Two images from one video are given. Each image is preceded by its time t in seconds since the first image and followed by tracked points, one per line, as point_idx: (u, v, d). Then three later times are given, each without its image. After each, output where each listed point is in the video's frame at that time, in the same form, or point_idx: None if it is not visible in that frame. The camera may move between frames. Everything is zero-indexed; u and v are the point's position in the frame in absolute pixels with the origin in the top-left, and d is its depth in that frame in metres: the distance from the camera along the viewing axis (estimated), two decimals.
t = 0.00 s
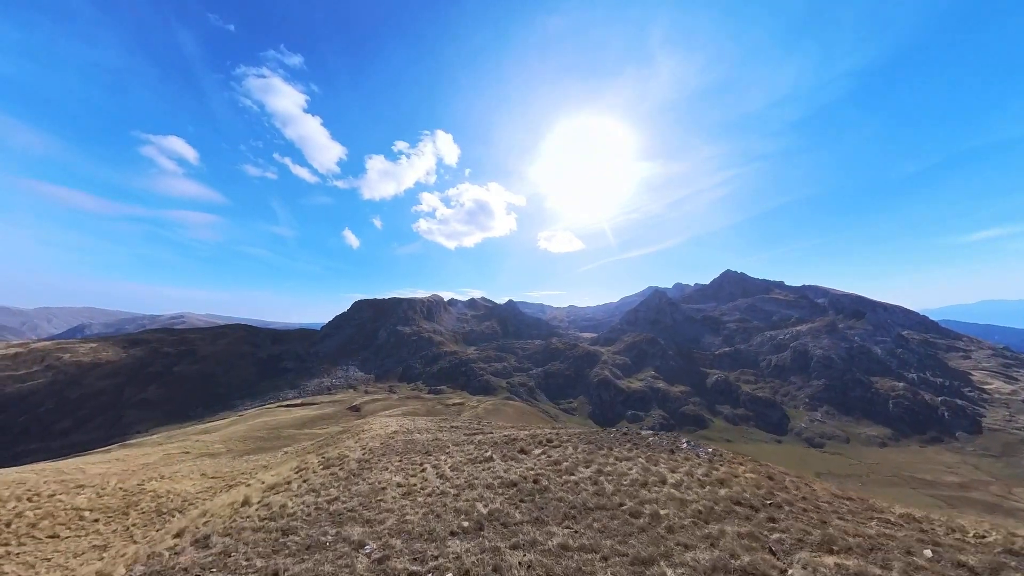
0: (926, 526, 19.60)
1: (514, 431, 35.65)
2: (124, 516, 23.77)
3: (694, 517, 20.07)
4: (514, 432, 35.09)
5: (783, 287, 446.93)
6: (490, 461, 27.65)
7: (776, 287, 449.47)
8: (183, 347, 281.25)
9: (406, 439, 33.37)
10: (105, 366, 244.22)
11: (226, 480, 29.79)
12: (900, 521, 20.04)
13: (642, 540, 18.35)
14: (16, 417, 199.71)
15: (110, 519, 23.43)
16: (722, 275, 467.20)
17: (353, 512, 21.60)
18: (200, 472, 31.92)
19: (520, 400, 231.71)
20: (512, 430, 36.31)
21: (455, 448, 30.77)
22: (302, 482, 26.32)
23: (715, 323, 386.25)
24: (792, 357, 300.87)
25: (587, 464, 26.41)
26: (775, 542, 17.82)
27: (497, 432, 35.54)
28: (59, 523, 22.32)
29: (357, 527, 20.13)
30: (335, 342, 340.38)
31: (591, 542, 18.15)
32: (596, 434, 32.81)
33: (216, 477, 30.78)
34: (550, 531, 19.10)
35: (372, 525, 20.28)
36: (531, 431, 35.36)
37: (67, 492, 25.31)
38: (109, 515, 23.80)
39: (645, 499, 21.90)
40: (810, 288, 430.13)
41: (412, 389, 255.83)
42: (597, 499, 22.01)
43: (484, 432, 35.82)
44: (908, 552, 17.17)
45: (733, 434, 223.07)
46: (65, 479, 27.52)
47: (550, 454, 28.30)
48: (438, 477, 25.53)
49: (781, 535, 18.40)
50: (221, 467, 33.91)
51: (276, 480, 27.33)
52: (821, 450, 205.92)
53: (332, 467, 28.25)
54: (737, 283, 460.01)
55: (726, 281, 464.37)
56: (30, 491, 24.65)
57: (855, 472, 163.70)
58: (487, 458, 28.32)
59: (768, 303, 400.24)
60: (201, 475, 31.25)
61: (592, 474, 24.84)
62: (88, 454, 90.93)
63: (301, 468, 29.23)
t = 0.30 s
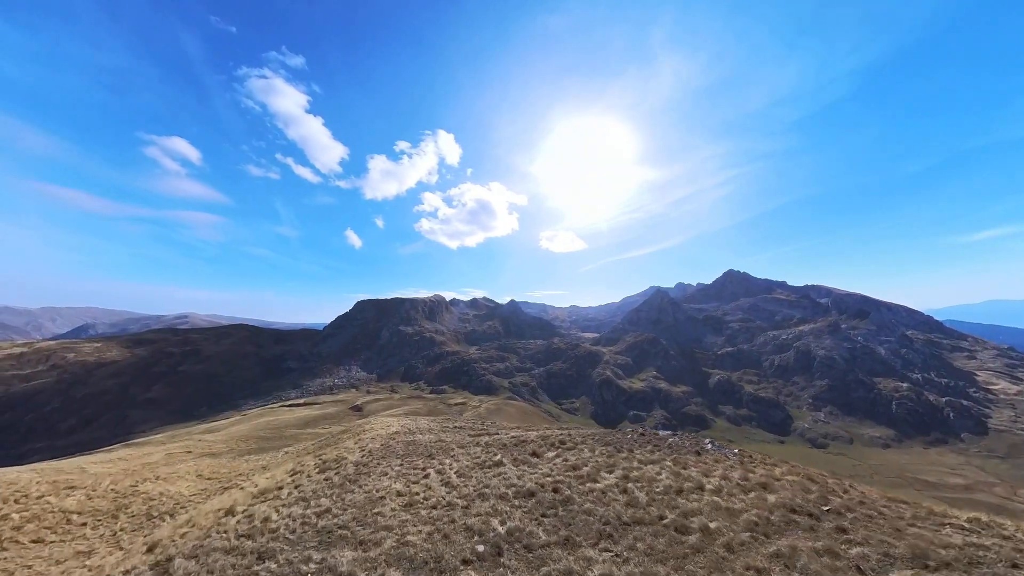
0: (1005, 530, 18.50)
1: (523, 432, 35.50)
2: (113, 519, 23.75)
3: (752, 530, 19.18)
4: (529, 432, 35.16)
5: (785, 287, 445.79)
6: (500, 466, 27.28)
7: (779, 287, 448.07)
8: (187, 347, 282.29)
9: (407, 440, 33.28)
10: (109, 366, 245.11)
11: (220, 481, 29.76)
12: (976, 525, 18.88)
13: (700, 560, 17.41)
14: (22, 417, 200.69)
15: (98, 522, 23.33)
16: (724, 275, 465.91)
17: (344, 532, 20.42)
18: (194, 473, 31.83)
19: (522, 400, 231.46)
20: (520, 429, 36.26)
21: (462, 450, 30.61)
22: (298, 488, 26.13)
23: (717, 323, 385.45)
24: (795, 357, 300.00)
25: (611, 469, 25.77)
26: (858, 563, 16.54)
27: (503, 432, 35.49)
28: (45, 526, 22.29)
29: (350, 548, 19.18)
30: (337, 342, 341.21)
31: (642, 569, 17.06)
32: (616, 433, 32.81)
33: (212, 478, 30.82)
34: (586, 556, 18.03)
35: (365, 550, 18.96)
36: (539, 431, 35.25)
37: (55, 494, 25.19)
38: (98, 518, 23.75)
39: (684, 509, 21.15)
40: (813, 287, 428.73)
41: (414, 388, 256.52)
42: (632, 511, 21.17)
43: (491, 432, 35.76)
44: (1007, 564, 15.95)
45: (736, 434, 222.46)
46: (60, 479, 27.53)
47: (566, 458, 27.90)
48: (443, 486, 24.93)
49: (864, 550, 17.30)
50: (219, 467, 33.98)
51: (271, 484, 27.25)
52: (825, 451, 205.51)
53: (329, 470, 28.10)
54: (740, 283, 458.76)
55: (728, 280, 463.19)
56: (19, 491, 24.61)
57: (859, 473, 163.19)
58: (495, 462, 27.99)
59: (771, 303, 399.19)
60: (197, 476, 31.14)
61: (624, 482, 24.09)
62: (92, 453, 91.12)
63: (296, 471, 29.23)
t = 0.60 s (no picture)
0: None
1: (535, 433, 34.80)
2: (100, 524, 23.58)
3: (836, 547, 17.53)
4: (544, 432, 34.77)
5: (788, 287, 444.32)
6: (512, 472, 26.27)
7: (781, 286, 446.67)
8: (189, 347, 282.94)
9: (409, 442, 32.85)
10: (112, 366, 246.02)
11: (214, 485, 29.53)
12: None
13: None
14: (27, 416, 201.46)
15: (84, 528, 23.12)
16: (726, 275, 464.95)
17: (332, 562, 18.46)
18: (190, 474, 31.62)
19: (524, 399, 230.93)
20: (531, 430, 35.78)
21: (472, 454, 29.82)
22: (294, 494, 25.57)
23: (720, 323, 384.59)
24: (798, 357, 298.92)
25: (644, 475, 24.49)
26: None
27: (512, 433, 34.92)
28: (30, 531, 22.18)
29: None
30: (339, 342, 341.58)
31: None
32: (642, 433, 32.37)
33: (207, 479, 30.58)
34: None
35: None
36: (550, 433, 34.68)
37: (44, 497, 25.19)
38: (84, 523, 23.58)
39: (741, 520, 19.72)
40: (816, 287, 427.23)
41: (416, 388, 256.55)
42: (686, 528, 19.41)
43: (501, 433, 35.17)
44: None
45: (738, 434, 221.73)
46: (57, 480, 27.58)
47: (587, 462, 26.97)
48: (453, 497, 23.60)
49: (977, 566, 15.62)
50: (217, 467, 33.79)
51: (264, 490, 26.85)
52: (828, 451, 204.74)
53: (326, 476, 27.50)
54: (742, 282, 457.74)
55: (730, 280, 462.29)
56: (7, 494, 24.58)
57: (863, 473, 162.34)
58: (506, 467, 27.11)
59: (773, 302, 397.78)
60: (192, 477, 30.93)
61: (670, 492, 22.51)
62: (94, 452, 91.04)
63: (292, 476, 28.80)
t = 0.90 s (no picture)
0: None
1: (544, 435, 34.02)
2: (84, 530, 22.86)
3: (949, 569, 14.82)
4: (557, 434, 34.10)
5: (791, 287, 443.05)
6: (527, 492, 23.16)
7: (784, 285, 445.43)
8: (192, 347, 283.72)
9: (410, 445, 32.18)
10: (116, 365, 246.96)
11: (207, 488, 28.96)
12: None
13: None
14: (31, 415, 202.25)
15: (67, 533, 22.43)
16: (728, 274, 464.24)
17: None
18: (184, 477, 31.19)
19: (526, 399, 230.67)
20: (541, 432, 35.15)
21: (479, 460, 28.58)
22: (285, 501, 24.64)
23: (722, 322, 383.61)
24: (801, 357, 297.99)
25: (688, 492, 21.63)
26: None
27: (519, 435, 34.43)
28: (12, 536, 21.61)
29: None
30: (341, 342, 341.91)
31: None
32: (656, 434, 32.33)
33: (201, 482, 30.15)
34: None
35: None
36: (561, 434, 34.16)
37: (29, 500, 24.69)
38: (68, 528, 22.86)
39: (820, 538, 16.96)
40: (819, 286, 425.75)
41: (418, 388, 256.67)
42: (758, 552, 16.30)
43: (509, 435, 34.57)
44: None
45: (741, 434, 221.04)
46: (48, 482, 27.31)
47: (619, 471, 24.80)
48: (466, 514, 21.03)
49: None
50: (212, 469, 33.44)
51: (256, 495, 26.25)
52: (831, 451, 204.01)
53: (318, 484, 26.26)
54: (745, 281, 456.86)
55: (733, 279, 461.59)
56: None
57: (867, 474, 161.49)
58: (521, 478, 25.03)
59: (776, 302, 396.53)
60: (186, 480, 30.48)
61: (720, 504, 19.97)
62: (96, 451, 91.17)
63: (286, 480, 28.15)
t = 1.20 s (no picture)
0: None
1: (552, 437, 33.17)
2: (68, 535, 21.86)
3: None
4: (569, 436, 32.76)
5: (794, 286, 441.75)
6: (551, 509, 20.37)
7: (787, 284, 444.13)
8: (195, 347, 284.58)
9: (411, 448, 31.75)
10: (120, 365, 247.89)
11: (201, 491, 28.48)
12: None
13: None
14: (36, 415, 203.21)
15: (50, 539, 21.37)
16: (731, 274, 463.49)
17: None
18: (178, 479, 30.71)
19: (528, 399, 230.32)
20: (548, 433, 34.60)
21: (489, 468, 26.83)
22: (274, 510, 23.61)
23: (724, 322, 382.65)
24: (804, 357, 297.03)
25: (739, 505, 18.47)
26: None
27: (525, 436, 33.90)
28: None
29: None
30: (343, 342, 342.37)
31: None
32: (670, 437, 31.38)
33: (195, 485, 29.68)
34: None
35: None
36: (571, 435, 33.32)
37: (15, 504, 23.75)
38: (52, 534, 21.81)
39: (920, 557, 13.63)
40: (822, 285, 424.23)
41: (420, 388, 256.79)
42: None
43: (515, 437, 33.90)
44: None
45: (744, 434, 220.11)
46: (40, 483, 26.71)
47: (653, 481, 22.13)
48: (480, 536, 18.47)
49: None
50: (209, 470, 33.06)
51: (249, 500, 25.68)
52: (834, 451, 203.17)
53: (308, 493, 25.22)
54: (747, 281, 455.89)
55: (735, 278, 460.79)
56: None
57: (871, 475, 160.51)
58: (537, 489, 22.88)
59: (779, 302, 395.17)
60: (179, 482, 29.87)
61: (781, 518, 16.81)
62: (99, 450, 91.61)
63: (282, 484, 27.61)
